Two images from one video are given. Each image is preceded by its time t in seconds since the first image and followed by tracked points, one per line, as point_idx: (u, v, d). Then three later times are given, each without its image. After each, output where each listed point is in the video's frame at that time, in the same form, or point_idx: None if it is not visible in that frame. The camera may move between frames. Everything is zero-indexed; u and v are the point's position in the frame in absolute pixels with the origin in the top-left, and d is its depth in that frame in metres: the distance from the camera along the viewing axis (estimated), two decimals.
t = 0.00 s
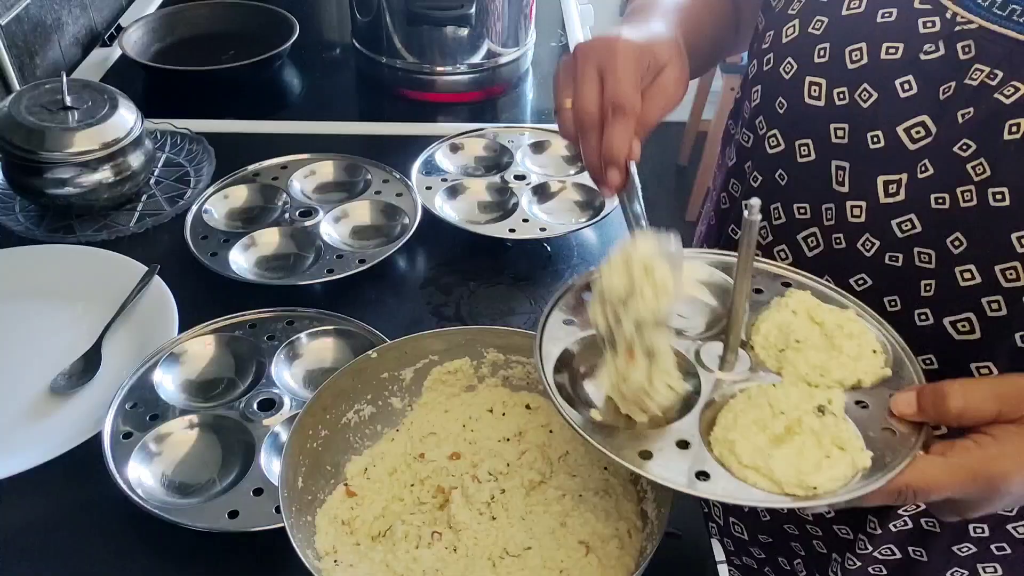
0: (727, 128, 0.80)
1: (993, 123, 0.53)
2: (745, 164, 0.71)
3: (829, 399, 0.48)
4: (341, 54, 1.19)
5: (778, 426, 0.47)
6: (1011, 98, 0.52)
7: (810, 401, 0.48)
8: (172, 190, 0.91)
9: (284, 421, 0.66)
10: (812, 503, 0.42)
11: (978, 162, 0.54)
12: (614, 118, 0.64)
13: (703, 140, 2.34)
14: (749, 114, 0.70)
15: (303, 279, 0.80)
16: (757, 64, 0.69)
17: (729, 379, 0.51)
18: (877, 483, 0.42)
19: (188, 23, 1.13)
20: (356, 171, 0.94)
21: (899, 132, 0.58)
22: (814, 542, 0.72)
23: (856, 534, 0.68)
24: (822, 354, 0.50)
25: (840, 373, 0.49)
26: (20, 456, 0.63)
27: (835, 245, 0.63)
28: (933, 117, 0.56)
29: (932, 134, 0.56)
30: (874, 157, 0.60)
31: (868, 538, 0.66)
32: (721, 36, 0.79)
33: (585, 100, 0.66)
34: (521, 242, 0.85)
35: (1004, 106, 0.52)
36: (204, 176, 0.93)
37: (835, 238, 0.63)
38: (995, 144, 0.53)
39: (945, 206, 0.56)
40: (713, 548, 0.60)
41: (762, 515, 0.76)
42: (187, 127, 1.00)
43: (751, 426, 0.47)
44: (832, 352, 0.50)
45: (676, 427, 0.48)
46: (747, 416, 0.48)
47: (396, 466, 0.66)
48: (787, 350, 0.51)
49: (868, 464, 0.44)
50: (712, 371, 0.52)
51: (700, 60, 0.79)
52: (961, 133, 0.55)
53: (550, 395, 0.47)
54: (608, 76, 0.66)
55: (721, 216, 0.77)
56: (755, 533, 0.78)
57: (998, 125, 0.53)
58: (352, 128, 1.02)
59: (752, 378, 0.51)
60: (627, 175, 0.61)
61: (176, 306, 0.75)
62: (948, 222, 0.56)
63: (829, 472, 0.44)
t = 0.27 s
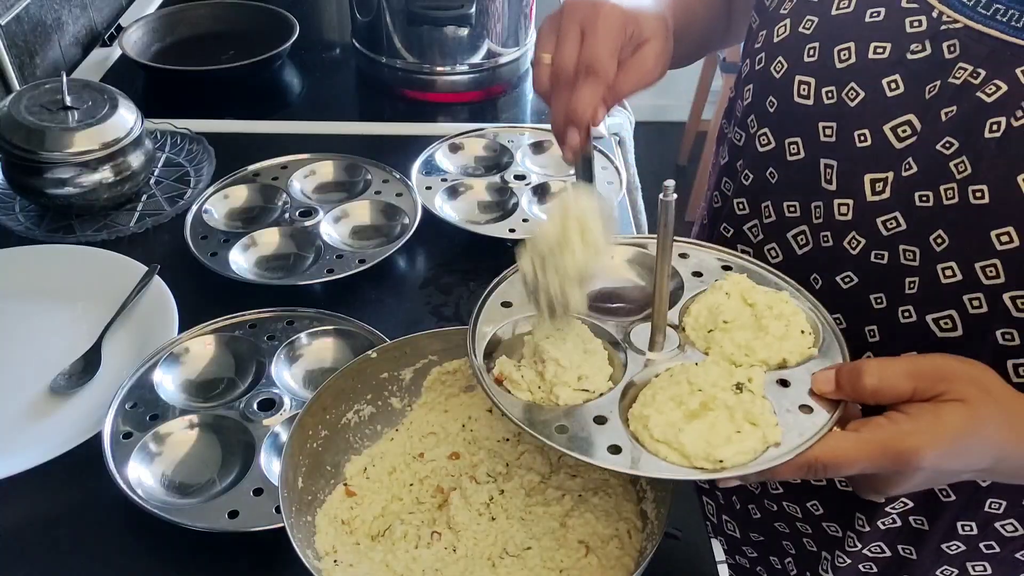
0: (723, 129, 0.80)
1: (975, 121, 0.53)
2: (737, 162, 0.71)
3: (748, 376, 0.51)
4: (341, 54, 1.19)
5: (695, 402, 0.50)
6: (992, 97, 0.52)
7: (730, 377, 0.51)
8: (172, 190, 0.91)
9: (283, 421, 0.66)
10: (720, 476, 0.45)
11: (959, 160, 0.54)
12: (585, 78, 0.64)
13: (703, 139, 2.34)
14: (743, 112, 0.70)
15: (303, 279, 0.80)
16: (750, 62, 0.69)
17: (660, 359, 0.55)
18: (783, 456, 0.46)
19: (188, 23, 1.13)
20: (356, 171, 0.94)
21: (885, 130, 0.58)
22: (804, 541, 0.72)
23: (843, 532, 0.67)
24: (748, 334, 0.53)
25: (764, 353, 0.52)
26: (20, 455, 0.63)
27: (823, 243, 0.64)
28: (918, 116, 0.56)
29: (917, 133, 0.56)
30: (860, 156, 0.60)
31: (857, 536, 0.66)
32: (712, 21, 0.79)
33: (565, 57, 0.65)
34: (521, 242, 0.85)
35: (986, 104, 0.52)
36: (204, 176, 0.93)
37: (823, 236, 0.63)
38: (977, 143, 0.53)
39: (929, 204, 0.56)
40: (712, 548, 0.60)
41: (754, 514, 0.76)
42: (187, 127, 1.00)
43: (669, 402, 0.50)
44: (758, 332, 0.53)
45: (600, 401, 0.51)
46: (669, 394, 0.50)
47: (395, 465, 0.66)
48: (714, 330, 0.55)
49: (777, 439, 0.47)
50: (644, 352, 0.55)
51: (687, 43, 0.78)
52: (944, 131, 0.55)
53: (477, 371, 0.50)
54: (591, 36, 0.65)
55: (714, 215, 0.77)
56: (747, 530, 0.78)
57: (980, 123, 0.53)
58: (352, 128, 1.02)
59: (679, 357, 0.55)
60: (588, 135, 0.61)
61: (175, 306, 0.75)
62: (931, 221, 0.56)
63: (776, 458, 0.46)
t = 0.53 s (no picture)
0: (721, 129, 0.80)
1: (974, 123, 0.53)
2: (735, 162, 0.71)
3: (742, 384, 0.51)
4: (341, 54, 1.19)
5: (687, 409, 0.51)
6: (991, 98, 0.52)
7: (723, 385, 0.51)
8: (172, 190, 0.91)
9: (284, 421, 0.66)
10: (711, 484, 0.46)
11: (958, 162, 0.54)
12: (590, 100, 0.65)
13: (703, 139, 2.34)
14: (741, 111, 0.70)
15: (303, 279, 0.80)
16: (749, 62, 0.69)
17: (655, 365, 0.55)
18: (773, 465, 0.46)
19: (188, 23, 1.13)
20: (356, 171, 0.94)
21: (884, 131, 0.58)
22: (802, 541, 0.72)
23: (841, 533, 0.68)
24: (742, 341, 0.54)
25: (758, 360, 0.53)
26: (20, 456, 0.63)
27: (822, 244, 0.64)
28: (917, 116, 0.56)
29: (916, 134, 0.56)
30: (860, 156, 0.60)
31: (855, 537, 0.66)
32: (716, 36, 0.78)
33: (569, 83, 0.67)
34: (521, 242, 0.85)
35: (985, 105, 0.52)
36: (204, 176, 0.93)
37: (822, 237, 0.63)
38: (976, 145, 0.53)
39: (928, 205, 0.56)
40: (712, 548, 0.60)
41: (752, 514, 0.76)
42: (187, 127, 1.00)
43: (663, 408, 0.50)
44: (752, 339, 0.54)
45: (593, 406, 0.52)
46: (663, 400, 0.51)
47: (395, 466, 0.66)
48: (708, 336, 0.55)
49: (769, 447, 0.48)
50: (638, 358, 0.56)
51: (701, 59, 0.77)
52: (942, 132, 0.55)
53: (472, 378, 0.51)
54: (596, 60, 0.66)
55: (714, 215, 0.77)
56: (745, 530, 0.79)
57: (979, 124, 0.53)
58: (352, 128, 1.02)
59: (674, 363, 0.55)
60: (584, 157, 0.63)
61: (176, 305, 0.75)
62: (929, 222, 0.56)
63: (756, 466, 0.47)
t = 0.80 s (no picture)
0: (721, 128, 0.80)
1: (970, 123, 0.53)
2: (734, 161, 0.71)
3: (733, 384, 0.51)
4: (341, 54, 1.19)
5: (677, 408, 0.50)
6: (988, 98, 0.52)
7: (713, 385, 0.51)
8: (172, 190, 0.91)
9: (284, 421, 0.66)
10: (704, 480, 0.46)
11: (955, 161, 0.54)
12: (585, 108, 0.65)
13: (703, 139, 2.34)
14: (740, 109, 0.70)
15: (303, 279, 0.80)
16: (748, 60, 0.68)
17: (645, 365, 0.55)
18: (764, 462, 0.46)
19: (188, 23, 1.13)
20: (356, 171, 0.94)
21: (882, 131, 0.58)
22: (795, 542, 0.72)
23: (835, 533, 0.67)
24: (732, 342, 0.54)
25: (748, 361, 0.53)
26: (20, 456, 0.63)
27: (819, 242, 0.64)
28: (915, 116, 0.56)
29: (913, 133, 0.56)
30: (859, 154, 0.60)
31: (850, 536, 0.66)
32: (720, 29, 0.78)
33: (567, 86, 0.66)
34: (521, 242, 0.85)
35: (981, 105, 0.52)
36: (204, 176, 0.93)
37: (819, 235, 0.63)
38: (971, 144, 0.53)
39: (924, 204, 0.56)
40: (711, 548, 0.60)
41: (747, 514, 0.76)
42: (187, 127, 1.00)
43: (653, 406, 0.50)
44: (741, 340, 0.54)
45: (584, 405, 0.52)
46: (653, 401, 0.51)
47: (395, 465, 0.66)
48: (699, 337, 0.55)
49: (760, 445, 0.48)
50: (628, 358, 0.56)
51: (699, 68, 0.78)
52: (938, 132, 0.55)
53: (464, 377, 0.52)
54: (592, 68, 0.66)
55: (712, 213, 0.77)
56: (740, 530, 0.79)
57: (975, 124, 0.53)
58: (352, 128, 1.02)
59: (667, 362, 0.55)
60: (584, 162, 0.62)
61: (176, 305, 0.75)
62: (926, 222, 0.56)
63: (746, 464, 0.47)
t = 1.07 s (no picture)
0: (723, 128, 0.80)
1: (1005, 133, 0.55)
2: (758, 185, 0.78)
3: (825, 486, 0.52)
4: (341, 54, 1.19)
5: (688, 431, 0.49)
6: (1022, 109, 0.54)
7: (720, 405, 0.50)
8: (172, 190, 0.91)
9: (284, 421, 0.66)
10: None
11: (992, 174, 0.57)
12: (529, 162, 0.50)
13: (703, 140, 2.34)
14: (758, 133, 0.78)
15: (304, 279, 0.80)
16: (766, 84, 0.76)
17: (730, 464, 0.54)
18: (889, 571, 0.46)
19: (188, 23, 1.13)
20: (356, 171, 0.94)
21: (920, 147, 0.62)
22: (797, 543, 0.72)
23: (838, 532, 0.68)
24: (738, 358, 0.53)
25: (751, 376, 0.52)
26: (20, 456, 0.63)
27: (869, 270, 0.71)
28: (969, 140, 0.64)
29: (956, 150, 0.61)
30: (906, 180, 0.68)
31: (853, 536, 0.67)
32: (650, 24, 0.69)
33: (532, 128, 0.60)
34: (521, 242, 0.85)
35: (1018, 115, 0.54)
36: (204, 176, 0.93)
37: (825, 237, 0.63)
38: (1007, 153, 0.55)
39: (988, 229, 0.64)
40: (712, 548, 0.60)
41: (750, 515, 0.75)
42: (187, 127, 1.00)
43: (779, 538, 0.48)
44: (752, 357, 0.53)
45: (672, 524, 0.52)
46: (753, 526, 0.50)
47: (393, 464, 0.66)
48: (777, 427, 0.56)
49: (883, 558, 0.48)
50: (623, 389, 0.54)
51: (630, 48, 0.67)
52: (1005, 156, 0.63)
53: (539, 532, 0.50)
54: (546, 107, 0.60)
55: (733, 237, 0.83)
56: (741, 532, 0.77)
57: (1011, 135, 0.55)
58: (352, 128, 1.02)
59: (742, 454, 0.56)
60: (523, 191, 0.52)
61: (176, 305, 0.75)
62: (977, 241, 0.65)
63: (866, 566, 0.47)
